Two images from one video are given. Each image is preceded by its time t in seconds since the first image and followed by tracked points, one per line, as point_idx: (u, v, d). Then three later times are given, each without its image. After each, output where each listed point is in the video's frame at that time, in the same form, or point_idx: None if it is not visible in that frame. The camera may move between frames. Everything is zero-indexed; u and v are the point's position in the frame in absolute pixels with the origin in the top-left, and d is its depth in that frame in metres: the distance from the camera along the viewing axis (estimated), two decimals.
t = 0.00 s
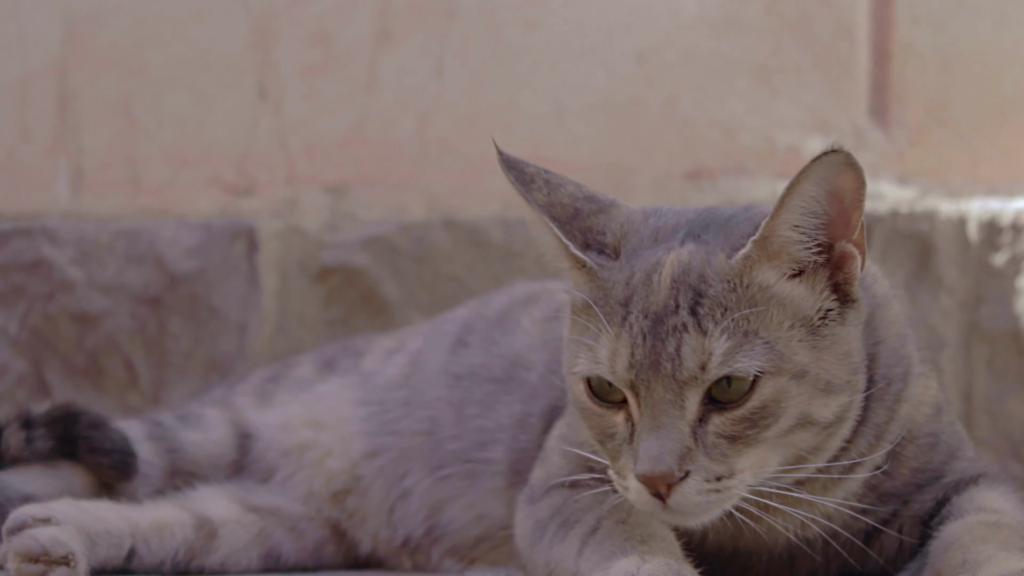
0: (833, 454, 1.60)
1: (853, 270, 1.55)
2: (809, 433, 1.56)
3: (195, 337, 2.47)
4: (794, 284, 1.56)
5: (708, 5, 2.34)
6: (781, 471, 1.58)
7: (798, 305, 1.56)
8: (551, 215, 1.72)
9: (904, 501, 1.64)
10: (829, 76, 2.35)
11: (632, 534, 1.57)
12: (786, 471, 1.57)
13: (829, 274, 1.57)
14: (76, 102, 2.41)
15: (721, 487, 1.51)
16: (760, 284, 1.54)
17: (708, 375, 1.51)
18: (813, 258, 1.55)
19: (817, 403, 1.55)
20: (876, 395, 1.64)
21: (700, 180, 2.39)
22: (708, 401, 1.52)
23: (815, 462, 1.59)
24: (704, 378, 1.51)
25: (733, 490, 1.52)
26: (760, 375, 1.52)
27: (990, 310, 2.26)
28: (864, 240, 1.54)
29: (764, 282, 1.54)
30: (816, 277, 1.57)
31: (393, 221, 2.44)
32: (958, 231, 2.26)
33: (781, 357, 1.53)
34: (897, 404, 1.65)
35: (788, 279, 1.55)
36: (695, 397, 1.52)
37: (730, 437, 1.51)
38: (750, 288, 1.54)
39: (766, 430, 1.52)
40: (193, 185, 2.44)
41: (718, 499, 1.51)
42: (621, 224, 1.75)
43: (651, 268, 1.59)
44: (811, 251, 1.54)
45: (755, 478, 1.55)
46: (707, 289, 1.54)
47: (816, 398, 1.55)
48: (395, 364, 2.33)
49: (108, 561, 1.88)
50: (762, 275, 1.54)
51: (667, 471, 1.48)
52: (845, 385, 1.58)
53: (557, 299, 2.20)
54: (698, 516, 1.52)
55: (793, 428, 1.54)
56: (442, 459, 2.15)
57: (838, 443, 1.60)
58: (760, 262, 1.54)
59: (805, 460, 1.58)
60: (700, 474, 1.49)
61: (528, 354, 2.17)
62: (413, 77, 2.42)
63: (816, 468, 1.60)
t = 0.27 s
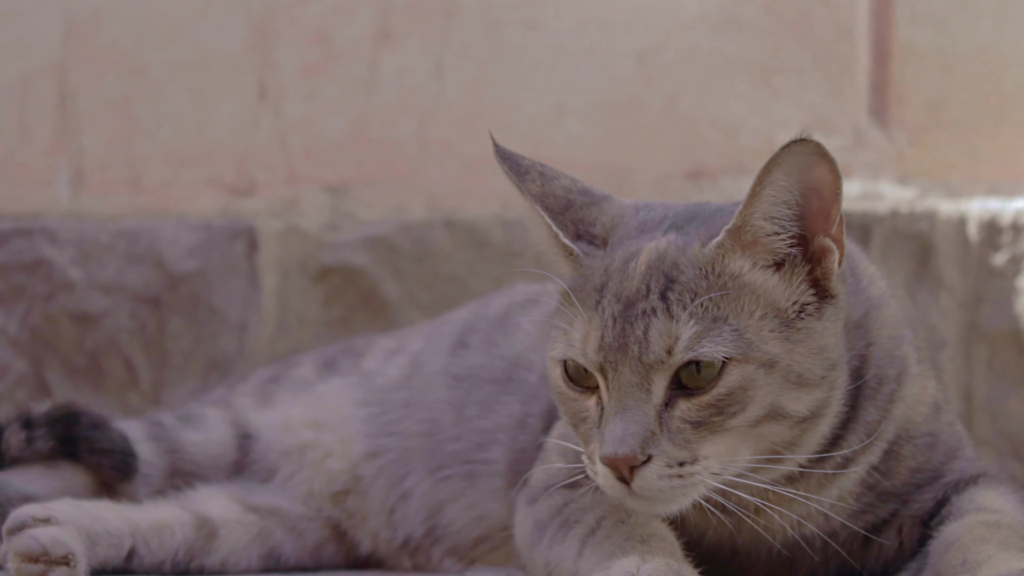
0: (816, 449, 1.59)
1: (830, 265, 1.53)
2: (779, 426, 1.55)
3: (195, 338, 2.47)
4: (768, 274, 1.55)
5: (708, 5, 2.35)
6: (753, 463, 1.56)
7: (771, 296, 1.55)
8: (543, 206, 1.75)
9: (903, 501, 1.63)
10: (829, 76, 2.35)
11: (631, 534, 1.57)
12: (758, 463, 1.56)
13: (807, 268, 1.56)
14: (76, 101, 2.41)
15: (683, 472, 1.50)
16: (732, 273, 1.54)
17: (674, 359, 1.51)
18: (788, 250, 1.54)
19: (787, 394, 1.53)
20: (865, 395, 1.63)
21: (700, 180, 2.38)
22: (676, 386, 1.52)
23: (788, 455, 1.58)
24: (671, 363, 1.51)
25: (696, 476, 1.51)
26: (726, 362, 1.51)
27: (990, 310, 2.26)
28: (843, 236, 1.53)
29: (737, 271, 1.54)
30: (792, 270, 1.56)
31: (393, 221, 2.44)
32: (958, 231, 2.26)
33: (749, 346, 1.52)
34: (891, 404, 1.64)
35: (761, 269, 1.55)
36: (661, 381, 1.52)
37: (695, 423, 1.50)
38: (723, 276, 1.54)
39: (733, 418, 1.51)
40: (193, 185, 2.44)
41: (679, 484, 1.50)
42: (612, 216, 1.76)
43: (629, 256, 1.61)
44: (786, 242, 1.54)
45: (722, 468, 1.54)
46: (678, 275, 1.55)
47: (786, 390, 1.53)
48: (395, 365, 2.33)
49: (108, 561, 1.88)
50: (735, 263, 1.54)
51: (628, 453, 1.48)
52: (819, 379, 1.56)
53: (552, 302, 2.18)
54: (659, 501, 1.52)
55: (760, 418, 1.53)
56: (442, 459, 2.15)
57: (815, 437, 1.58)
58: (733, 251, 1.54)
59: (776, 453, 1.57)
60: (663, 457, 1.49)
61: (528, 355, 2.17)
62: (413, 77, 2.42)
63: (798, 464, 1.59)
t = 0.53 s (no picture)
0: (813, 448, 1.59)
1: (825, 265, 1.52)
2: (774, 425, 1.54)
3: (195, 337, 2.47)
4: (763, 273, 1.55)
5: (709, 5, 2.35)
6: (749, 462, 1.56)
7: (765, 295, 1.55)
8: (542, 205, 1.75)
9: (903, 500, 1.63)
10: (829, 76, 2.35)
11: (631, 534, 1.57)
12: (754, 462, 1.56)
13: (802, 267, 1.55)
14: (76, 101, 2.41)
15: (677, 469, 1.50)
16: (725, 271, 1.55)
17: (668, 357, 1.51)
18: (782, 249, 1.54)
19: (782, 393, 1.53)
20: (864, 395, 1.63)
21: (701, 180, 2.38)
22: (670, 384, 1.52)
23: (783, 454, 1.57)
24: (665, 361, 1.51)
25: (690, 474, 1.51)
26: (720, 360, 1.51)
27: (990, 310, 2.26)
28: (839, 235, 1.52)
29: (730, 269, 1.55)
30: (787, 269, 1.55)
31: (393, 221, 2.44)
32: (958, 231, 2.27)
33: (744, 344, 1.52)
34: (889, 404, 1.64)
35: (755, 268, 1.55)
36: (655, 379, 1.52)
37: (689, 420, 1.50)
38: (717, 275, 1.54)
39: (727, 416, 1.51)
40: (193, 185, 2.44)
41: (673, 482, 1.50)
42: (609, 215, 1.76)
43: (625, 254, 1.62)
44: (780, 241, 1.53)
45: (717, 466, 1.54)
46: (673, 273, 1.55)
47: (781, 388, 1.53)
48: (395, 365, 2.33)
49: (108, 561, 1.88)
50: (728, 261, 1.55)
51: (622, 451, 1.49)
52: (814, 379, 1.55)
53: (548, 304, 2.17)
54: (654, 499, 1.52)
55: (755, 417, 1.52)
56: (442, 459, 2.15)
57: (811, 436, 1.58)
58: (727, 249, 1.55)
59: (772, 452, 1.56)
60: (657, 455, 1.49)
61: (528, 355, 2.17)
62: (413, 77, 2.42)
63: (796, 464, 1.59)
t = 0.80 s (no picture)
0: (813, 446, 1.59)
1: (825, 263, 1.52)
2: (775, 422, 1.54)
3: (195, 338, 2.47)
4: (763, 271, 1.56)
5: (708, 5, 2.35)
6: (749, 459, 1.56)
7: (766, 292, 1.55)
8: (541, 204, 1.75)
9: (903, 500, 1.64)
10: (829, 76, 2.35)
11: (631, 534, 1.57)
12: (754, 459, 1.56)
13: (802, 265, 1.55)
14: (76, 101, 2.40)
15: (679, 466, 1.50)
16: (726, 269, 1.55)
17: (670, 355, 1.51)
18: (782, 247, 1.54)
19: (782, 390, 1.53)
20: (864, 394, 1.63)
21: (700, 180, 2.39)
22: (671, 380, 1.52)
23: (783, 451, 1.57)
24: (667, 359, 1.51)
25: (692, 471, 1.51)
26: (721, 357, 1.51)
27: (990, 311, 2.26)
28: (838, 233, 1.52)
29: (731, 267, 1.55)
30: (787, 267, 1.56)
31: (393, 221, 2.44)
32: (958, 231, 2.26)
33: (745, 342, 1.52)
34: (889, 403, 1.64)
35: (756, 266, 1.55)
36: (656, 376, 1.52)
37: (691, 417, 1.50)
38: (718, 273, 1.55)
39: (729, 413, 1.51)
40: (193, 185, 2.44)
41: (675, 478, 1.50)
42: (609, 214, 1.76)
43: (625, 253, 1.62)
44: (780, 239, 1.54)
45: (717, 463, 1.54)
46: (674, 271, 1.55)
47: (782, 385, 1.53)
48: (395, 365, 2.33)
49: (108, 561, 1.88)
50: (729, 259, 1.55)
51: (624, 447, 1.49)
52: (815, 377, 1.56)
53: (548, 305, 2.16)
54: (655, 496, 1.52)
55: (756, 414, 1.52)
56: (442, 460, 2.15)
57: (811, 435, 1.58)
58: (727, 247, 1.55)
59: (771, 449, 1.57)
60: (658, 451, 1.49)
61: (528, 356, 2.17)
62: (413, 77, 2.42)
63: (796, 462, 1.60)
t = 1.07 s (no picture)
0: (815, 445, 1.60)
1: (829, 260, 1.53)
2: (779, 420, 1.54)
3: (195, 337, 2.47)
4: (768, 269, 1.56)
5: (709, 5, 2.35)
6: (753, 457, 1.56)
7: (771, 290, 1.55)
8: (543, 203, 1.74)
9: (903, 500, 1.63)
10: (829, 76, 2.35)
11: (631, 534, 1.57)
12: (758, 457, 1.56)
13: (806, 263, 1.56)
14: (76, 101, 2.40)
15: (685, 464, 1.49)
16: (731, 267, 1.55)
17: (675, 353, 1.51)
18: (787, 245, 1.55)
19: (787, 387, 1.53)
20: (865, 394, 1.63)
21: (700, 180, 2.39)
22: (677, 378, 1.52)
23: (787, 449, 1.57)
24: (672, 358, 1.51)
25: (697, 468, 1.50)
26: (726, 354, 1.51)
27: (990, 310, 2.26)
28: (842, 231, 1.53)
29: (736, 265, 1.55)
30: (791, 265, 1.56)
31: (393, 221, 2.44)
32: (958, 231, 2.26)
33: (750, 339, 1.52)
34: (890, 402, 1.64)
35: (761, 264, 1.55)
36: (661, 374, 1.52)
37: (696, 414, 1.50)
38: (722, 271, 1.55)
39: (734, 410, 1.51)
40: (193, 185, 2.44)
41: (680, 476, 1.49)
42: (610, 214, 1.76)
43: (629, 251, 1.62)
44: (785, 237, 1.54)
45: (723, 461, 1.54)
46: (678, 270, 1.55)
47: (786, 383, 1.53)
48: (395, 365, 2.33)
49: (108, 561, 1.88)
50: (734, 257, 1.55)
51: (630, 445, 1.48)
52: (819, 374, 1.56)
53: (548, 304, 2.14)
54: (660, 494, 1.51)
55: (760, 411, 1.52)
56: (442, 460, 2.15)
57: (813, 433, 1.58)
58: (732, 246, 1.55)
59: (775, 447, 1.57)
60: (664, 448, 1.48)
61: (528, 355, 2.16)
62: (413, 77, 2.42)
63: (797, 461, 1.60)
